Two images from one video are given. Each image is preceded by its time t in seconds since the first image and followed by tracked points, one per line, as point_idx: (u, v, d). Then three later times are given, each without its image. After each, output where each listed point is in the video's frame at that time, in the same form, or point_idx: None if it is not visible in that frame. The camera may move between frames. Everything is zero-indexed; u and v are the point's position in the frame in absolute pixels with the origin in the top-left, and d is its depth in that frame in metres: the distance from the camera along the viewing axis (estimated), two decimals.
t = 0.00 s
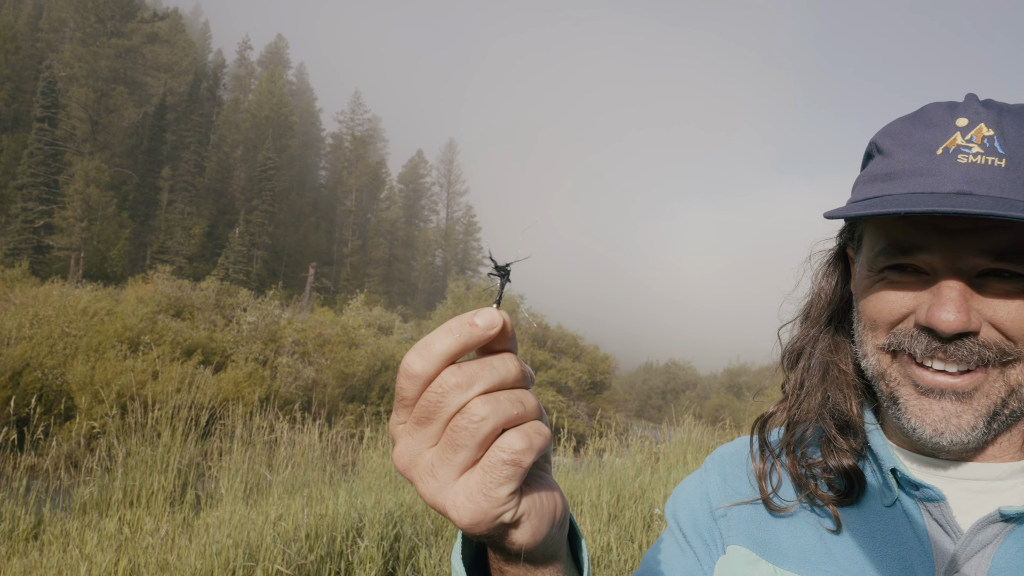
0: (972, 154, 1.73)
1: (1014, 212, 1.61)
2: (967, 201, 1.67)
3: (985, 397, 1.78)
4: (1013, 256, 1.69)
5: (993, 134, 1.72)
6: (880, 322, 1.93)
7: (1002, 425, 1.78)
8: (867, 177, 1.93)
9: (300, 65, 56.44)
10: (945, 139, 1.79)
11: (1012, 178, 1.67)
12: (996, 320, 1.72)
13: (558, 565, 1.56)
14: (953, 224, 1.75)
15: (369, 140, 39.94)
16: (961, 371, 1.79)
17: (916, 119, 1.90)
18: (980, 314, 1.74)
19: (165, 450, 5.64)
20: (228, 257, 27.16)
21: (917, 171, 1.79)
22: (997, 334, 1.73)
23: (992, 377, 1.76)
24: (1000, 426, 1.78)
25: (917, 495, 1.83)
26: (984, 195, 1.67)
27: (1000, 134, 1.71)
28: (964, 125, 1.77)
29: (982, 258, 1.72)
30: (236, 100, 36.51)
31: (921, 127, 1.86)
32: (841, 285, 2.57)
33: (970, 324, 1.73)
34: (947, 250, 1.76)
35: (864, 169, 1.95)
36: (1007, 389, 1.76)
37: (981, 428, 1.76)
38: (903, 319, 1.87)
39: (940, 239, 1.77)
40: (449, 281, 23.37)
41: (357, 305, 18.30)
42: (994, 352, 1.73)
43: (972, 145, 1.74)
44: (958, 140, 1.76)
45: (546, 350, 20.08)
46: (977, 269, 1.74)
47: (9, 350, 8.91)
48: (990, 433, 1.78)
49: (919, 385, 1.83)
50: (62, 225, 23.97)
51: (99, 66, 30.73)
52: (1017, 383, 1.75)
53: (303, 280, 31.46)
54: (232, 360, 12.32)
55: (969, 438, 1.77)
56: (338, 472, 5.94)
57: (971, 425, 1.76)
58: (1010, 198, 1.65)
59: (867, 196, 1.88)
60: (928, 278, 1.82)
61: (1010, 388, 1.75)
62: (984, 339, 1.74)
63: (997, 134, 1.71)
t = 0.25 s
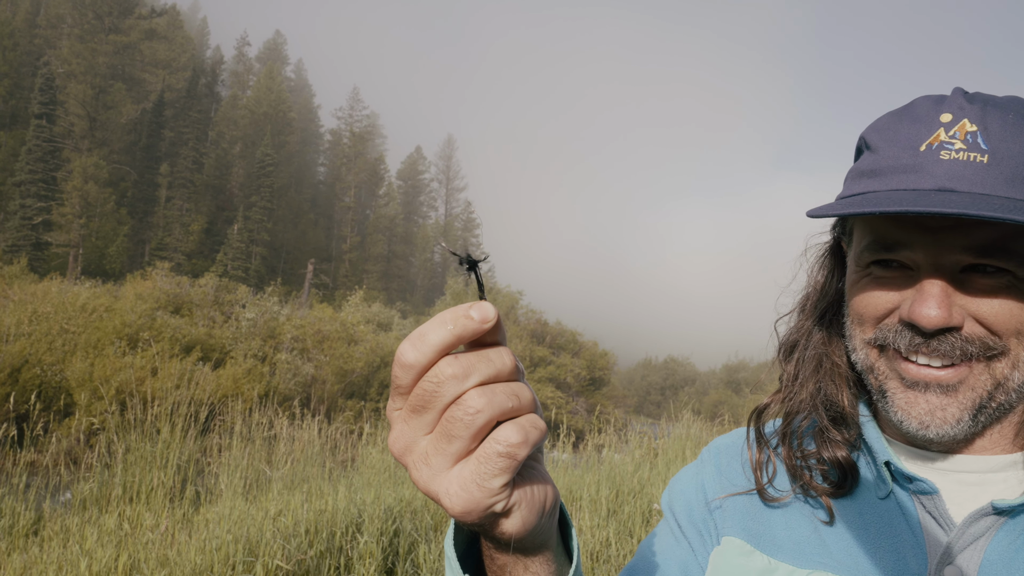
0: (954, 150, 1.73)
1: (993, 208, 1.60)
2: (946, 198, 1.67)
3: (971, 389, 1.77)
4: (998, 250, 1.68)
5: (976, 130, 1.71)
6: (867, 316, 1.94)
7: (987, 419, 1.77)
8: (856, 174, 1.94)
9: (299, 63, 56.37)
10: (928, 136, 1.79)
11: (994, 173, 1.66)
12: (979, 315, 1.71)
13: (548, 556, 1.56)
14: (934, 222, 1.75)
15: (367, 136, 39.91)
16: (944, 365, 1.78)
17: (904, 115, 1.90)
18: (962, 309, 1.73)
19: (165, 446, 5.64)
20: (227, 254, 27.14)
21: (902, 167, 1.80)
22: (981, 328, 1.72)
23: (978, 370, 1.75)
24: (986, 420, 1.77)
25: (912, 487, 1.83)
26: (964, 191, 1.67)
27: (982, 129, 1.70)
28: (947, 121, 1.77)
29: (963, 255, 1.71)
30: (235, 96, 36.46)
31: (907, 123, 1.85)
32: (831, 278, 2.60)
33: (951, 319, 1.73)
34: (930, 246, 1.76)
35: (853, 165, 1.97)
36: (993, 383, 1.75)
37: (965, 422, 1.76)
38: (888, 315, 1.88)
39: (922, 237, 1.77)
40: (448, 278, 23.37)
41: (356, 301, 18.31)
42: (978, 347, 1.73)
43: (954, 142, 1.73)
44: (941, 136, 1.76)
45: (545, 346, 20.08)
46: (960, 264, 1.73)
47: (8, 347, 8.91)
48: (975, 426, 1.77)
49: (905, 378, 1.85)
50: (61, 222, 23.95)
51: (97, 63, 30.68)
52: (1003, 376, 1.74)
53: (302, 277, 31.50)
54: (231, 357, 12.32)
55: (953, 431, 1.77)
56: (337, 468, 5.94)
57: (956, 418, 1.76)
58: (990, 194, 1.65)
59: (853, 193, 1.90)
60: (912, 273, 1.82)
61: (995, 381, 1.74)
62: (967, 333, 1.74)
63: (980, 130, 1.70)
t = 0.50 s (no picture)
0: (937, 141, 1.73)
1: (974, 197, 1.60)
2: (928, 188, 1.68)
3: (960, 378, 1.75)
4: (982, 241, 1.68)
5: (960, 121, 1.71)
6: (856, 307, 1.96)
7: (978, 408, 1.76)
8: (846, 167, 1.96)
9: (297, 59, 56.26)
10: (913, 127, 1.79)
11: (976, 163, 1.66)
12: (966, 304, 1.71)
13: (550, 545, 1.58)
14: (918, 212, 1.75)
15: (366, 133, 39.84)
16: (932, 354, 1.78)
17: (894, 107, 1.90)
18: (947, 299, 1.73)
19: (167, 444, 5.66)
20: (226, 252, 27.16)
21: (887, 159, 1.80)
22: (967, 317, 1.71)
23: (967, 358, 1.75)
24: (977, 408, 1.76)
25: (912, 477, 1.83)
26: (946, 181, 1.67)
27: (966, 120, 1.70)
28: (932, 112, 1.77)
29: (947, 245, 1.71)
30: (233, 94, 36.43)
31: (893, 116, 1.86)
32: (833, 266, 2.61)
33: (935, 308, 1.73)
34: (915, 237, 1.76)
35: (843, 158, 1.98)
36: (981, 372, 1.73)
37: (955, 410, 1.76)
38: (877, 306, 1.89)
39: (906, 228, 1.77)
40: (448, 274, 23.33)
41: (356, 298, 18.32)
42: (965, 335, 1.72)
43: (937, 133, 1.74)
44: (925, 128, 1.76)
45: (545, 341, 20.09)
46: (944, 255, 1.73)
47: (9, 347, 8.92)
48: (964, 415, 1.76)
49: (894, 367, 1.85)
50: (60, 220, 23.96)
51: (95, 60, 30.84)
52: (992, 365, 1.72)
53: (302, 274, 31.56)
54: (232, 354, 12.34)
55: (941, 420, 1.76)
56: (338, 464, 5.95)
57: (945, 406, 1.76)
58: (972, 184, 1.65)
59: (840, 185, 1.90)
60: (899, 264, 1.83)
61: (985, 368, 1.73)
62: (953, 322, 1.73)
63: (963, 120, 1.71)
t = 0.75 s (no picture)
0: (934, 123, 1.72)
1: (966, 176, 1.59)
2: (922, 168, 1.67)
3: (961, 359, 1.73)
4: (978, 220, 1.65)
5: (957, 102, 1.69)
6: (860, 289, 1.94)
7: (983, 390, 1.72)
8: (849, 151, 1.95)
9: (297, 52, 56.07)
10: (911, 109, 1.78)
11: (972, 144, 1.64)
12: (965, 286, 1.68)
13: (557, 525, 1.58)
14: (914, 194, 1.74)
15: (367, 125, 39.73)
16: (932, 335, 1.76)
17: (896, 91, 1.88)
18: (945, 278, 1.71)
19: (170, 435, 5.67)
20: (229, 245, 27.19)
21: (885, 142, 1.79)
22: (965, 298, 1.69)
23: (968, 339, 1.72)
24: (981, 390, 1.72)
25: (923, 461, 1.80)
26: (940, 162, 1.66)
27: (964, 101, 1.68)
28: (931, 93, 1.75)
29: (944, 226, 1.69)
30: (234, 86, 36.36)
31: (894, 99, 1.85)
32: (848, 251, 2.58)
33: (932, 288, 1.71)
34: (911, 218, 1.74)
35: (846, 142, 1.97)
36: (983, 354, 1.70)
37: (957, 392, 1.72)
38: (878, 289, 1.88)
39: (903, 210, 1.76)
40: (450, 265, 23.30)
41: (358, 289, 18.33)
42: (963, 316, 1.70)
43: (934, 115, 1.72)
44: (924, 110, 1.75)
45: (547, 332, 20.09)
46: (942, 236, 1.71)
47: (13, 338, 8.95)
48: (966, 397, 1.73)
49: (896, 349, 1.83)
50: (62, 213, 23.98)
51: (96, 53, 30.79)
52: (994, 347, 1.69)
53: (304, 266, 31.66)
54: (235, 346, 12.37)
55: (942, 401, 1.74)
56: (341, 455, 5.96)
57: (945, 388, 1.73)
58: (967, 164, 1.62)
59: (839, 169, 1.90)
60: (898, 246, 1.81)
61: (987, 351, 1.70)
62: (951, 303, 1.71)
63: (961, 101, 1.68)
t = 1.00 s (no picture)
0: (939, 117, 1.70)
1: (969, 169, 1.57)
2: (924, 162, 1.65)
3: (969, 354, 1.70)
4: (982, 214, 1.63)
5: (963, 96, 1.67)
6: (869, 285, 1.94)
7: (991, 385, 1.69)
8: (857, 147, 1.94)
9: (297, 48, 55.98)
10: (918, 104, 1.76)
11: (978, 137, 1.61)
12: (970, 281, 1.66)
13: (559, 517, 1.57)
14: (920, 188, 1.72)
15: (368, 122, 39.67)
16: (939, 330, 1.74)
17: (903, 87, 1.87)
18: (950, 273, 1.69)
19: (172, 433, 5.68)
20: (229, 242, 27.21)
21: (892, 137, 1.78)
22: (971, 293, 1.67)
23: (975, 335, 1.70)
24: (989, 386, 1.69)
25: (931, 454, 1.79)
26: (946, 155, 1.64)
27: (970, 94, 1.66)
28: (936, 90, 1.74)
29: (949, 221, 1.68)
30: (234, 83, 36.33)
31: (900, 95, 1.84)
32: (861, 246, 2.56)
33: (937, 283, 1.69)
34: (916, 213, 1.73)
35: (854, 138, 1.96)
36: (990, 350, 1.67)
37: (965, 387, 1.70)
38: (885, 285, 1.87)
39: (908, 204, 1.75)
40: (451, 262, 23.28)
41: (359, 286, 18.35)
42: (968, 311, 1.68)
43: (941, 109, 1.70)
44: (930, 104, 1.73)
45: (548, 329, 20.08)
46: (948, 230, 1.69)
47: (13, 337, 8.95)
48: (974, 392, 1.70)
49: (904, 345, 1.82)
50: (63, 211, 24.01)
51: (96, 50, 30.79)
52: (1002, 343, 1.66)
53: (305, 262, 31.73)
54: (236, 343, 12.39)
55: (949, 396, 1.72)
56: (342, 452, 5.95)
57: (952, 383, 1.71)
58: (971, 158, 1.60)
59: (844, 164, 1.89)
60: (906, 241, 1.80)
61: (994, 347, 1.67)
62: (956, 298, 1.69)
63: (966, 95, 1.66)
